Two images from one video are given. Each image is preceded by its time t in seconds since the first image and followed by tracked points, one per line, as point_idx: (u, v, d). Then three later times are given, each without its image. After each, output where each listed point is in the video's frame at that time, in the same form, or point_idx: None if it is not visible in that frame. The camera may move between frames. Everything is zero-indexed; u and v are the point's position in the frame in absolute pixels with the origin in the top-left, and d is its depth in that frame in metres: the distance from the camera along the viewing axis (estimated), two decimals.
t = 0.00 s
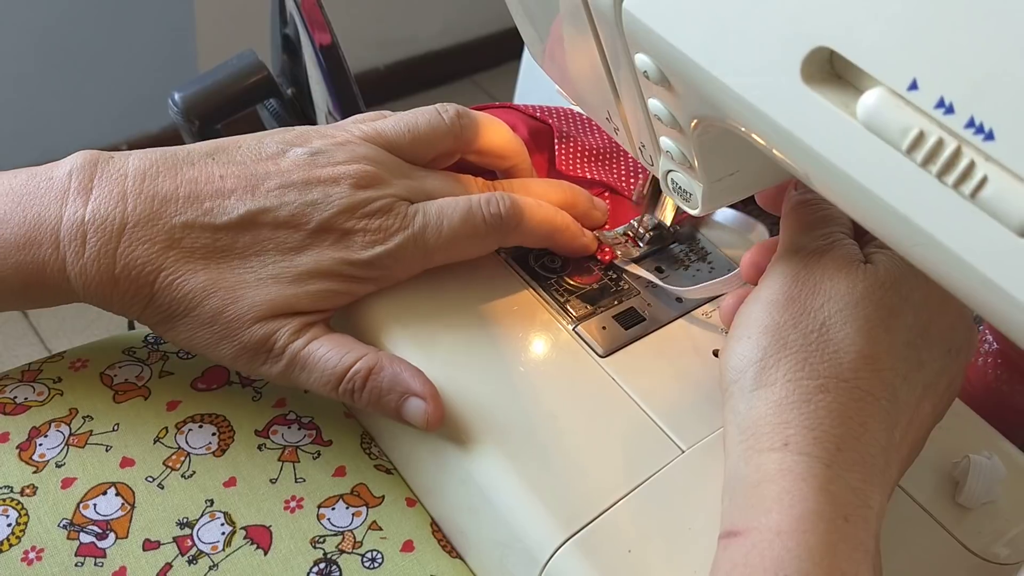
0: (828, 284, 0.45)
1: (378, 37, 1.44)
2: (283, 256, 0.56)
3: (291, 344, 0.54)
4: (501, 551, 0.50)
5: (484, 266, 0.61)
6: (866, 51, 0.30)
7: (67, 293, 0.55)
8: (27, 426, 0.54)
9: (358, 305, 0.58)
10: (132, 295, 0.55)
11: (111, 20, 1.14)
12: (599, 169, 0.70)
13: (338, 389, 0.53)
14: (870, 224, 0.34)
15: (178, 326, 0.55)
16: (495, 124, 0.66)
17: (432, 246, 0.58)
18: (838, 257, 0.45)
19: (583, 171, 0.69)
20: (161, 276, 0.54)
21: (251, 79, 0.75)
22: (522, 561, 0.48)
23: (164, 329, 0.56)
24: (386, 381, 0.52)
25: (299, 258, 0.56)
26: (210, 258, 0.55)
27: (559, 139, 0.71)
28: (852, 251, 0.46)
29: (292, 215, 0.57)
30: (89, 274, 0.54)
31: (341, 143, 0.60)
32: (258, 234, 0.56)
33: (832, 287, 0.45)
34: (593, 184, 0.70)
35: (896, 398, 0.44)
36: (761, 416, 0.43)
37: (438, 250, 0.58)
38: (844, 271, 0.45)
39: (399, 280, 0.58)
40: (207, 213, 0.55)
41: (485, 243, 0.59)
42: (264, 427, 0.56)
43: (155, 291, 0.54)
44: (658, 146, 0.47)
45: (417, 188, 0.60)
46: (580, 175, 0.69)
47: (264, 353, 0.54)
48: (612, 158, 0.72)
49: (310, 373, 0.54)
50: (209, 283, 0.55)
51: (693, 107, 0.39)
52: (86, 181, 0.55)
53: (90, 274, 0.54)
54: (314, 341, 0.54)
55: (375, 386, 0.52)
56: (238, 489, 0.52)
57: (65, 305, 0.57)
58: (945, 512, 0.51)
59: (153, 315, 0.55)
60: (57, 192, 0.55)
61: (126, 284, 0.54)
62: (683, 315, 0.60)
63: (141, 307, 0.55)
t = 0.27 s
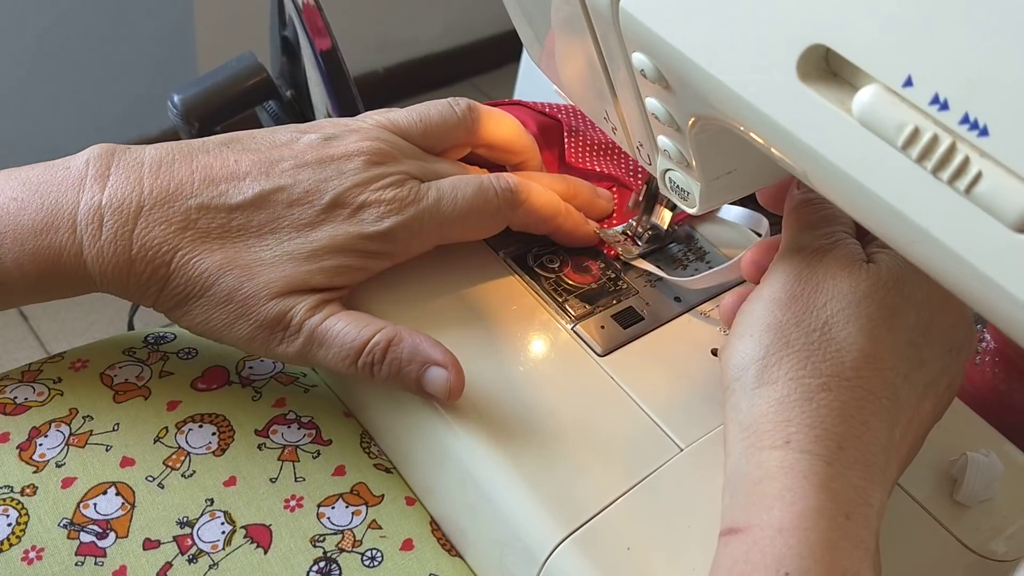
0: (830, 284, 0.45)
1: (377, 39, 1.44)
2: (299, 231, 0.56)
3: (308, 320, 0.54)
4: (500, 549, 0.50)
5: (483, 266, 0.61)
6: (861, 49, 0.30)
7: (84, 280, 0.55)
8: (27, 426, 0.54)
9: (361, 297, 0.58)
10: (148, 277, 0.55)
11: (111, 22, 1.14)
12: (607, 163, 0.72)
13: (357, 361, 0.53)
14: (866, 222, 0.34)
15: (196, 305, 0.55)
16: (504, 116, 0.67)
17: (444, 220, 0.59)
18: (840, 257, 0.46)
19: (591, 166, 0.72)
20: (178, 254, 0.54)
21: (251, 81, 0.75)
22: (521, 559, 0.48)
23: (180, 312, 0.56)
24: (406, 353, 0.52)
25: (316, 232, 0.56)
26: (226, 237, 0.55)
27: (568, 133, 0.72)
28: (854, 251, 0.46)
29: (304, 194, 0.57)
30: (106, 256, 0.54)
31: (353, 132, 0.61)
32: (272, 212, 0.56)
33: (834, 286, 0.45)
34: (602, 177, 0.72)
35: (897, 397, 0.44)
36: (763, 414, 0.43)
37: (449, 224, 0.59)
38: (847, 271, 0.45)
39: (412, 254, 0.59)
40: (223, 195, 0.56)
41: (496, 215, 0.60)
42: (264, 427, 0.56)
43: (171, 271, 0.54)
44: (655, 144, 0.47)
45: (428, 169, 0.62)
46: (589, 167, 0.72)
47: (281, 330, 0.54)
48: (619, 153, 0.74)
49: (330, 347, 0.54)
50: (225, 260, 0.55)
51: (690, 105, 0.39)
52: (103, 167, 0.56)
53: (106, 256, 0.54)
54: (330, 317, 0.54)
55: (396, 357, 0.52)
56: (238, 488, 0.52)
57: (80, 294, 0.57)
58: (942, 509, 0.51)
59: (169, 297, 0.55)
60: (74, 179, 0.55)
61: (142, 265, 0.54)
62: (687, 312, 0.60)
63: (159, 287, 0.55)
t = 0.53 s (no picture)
0: (878, 266, 0.45)
1: (377, 40, 1.44)
2: (311, 232, 0.56)
3: (323, 321, 0.54)
4: (497, 548, 0.50)
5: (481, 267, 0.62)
6: (855, 51, 0.30)
7: (95, 286, 0.55)
8: (26, 426, 0.54)
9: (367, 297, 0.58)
10: (161, 280, 0.55)
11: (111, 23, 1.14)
12: (614, 158, 0.73)
13: (372, 363, 0.53)
14: (860, 223, 0.34)
15: (208, 307, 0.55)
16: (505, 114, 0.67)
17: (453, 222, 0.59)
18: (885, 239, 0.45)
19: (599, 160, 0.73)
20: (191, 255, 0.54)
21: (250, 82, 0.75)
22: (519, 558, 0.49)
23: (192, 315, 0.56)
24: (423, 352, 0.52)
25: (327, 232, 0.56)
26: (239, 239, 0.55)
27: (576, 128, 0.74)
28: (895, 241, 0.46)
29: (316, 193, 0.57)
30: (119, 259, 0.54)
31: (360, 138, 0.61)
32: (284, 214, 0.57)
33: (880, 270, 0.44)
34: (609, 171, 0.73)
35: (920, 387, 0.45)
36: (803, 391, 0.43)
37: (459, 224, 0.60)
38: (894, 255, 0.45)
39: (423, 252, 0.59)
40: (234, 198, 0.56)
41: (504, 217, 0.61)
42: (262, 426, 0.56)
43: (184, 274, 0.54)
44: (652, 145, 0.47)
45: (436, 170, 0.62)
46: (596, 162, 0.73)
47: (295, 331, 0.54)
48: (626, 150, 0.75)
49: (345, 348, 0.54)
50: (239, 262, 0.55)
51: (686, 107, 0.40)
52: (115, 174, 0.56)
53: (120, 259, 0.54)
54: (346, 318, 0.54)
55: (414, 356, 0.52)
56: (236, 487, 0.53)
57: (90, 302, 0.57)
58: (937, 509, 0.51)
59: (181, 301, 0.55)
60: (85, 186, 0.55)
61: (156, 268, 0.54)
62: (690, 307, 0.61)
63: (172, 291, 0.55)
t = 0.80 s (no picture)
0: (860, 269, 0.45)
1: (377, 42, 1.44)
2: (311, 226, 0.56)
3: (323, 318, 0.54)
4: (497, 548, 0.50)
5: (480, 268, 0.62)
6: (848, 52, 0.30)
7: (97, 279, 0.55)
8: (27, 427, 0.54)
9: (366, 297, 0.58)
10: (162, 275, 0.55)
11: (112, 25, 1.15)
12: (614, 158, 0.74)
13: (372, 360, 0.53)
14: (855, 223, 0.35)
15: (209, 303, 0.55)
16: (506, 115, 0.67)
17: (454, 221, 0.60)
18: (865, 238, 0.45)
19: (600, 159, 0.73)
20: (193, 250, 0.55)
21: (250, 84, 0.76)
22: (518, 558, 0.49)
23: (193, 309, 0.56)
24: (423, 351, 0.52)
25: (327, 227, 0.56)
26: (240, 234, 0.55)
27: (578, 125, 0.74)
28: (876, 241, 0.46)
29: (316, 189, 0.57)
30: (121, 254, 0.54)
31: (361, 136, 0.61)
32: (285, 209, 0.57)
33: (862, 271, 0.45)
34: (609, 171, 0.73)
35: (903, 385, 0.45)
36: (788, 399, 0.44)
37: (460, 224, 0.60)
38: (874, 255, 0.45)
39: (421, 251, 0.60)
40: (235, 193, 0.56)
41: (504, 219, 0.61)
42: (263, 427, 0.56)
43: (185, 269, 0.55)
44: (649, 146, 0.48)
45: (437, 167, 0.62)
46: (597, 162, 0.73)
47: (295, 328, 0.54)
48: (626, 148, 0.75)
49: (344, 345, 0.54)
50: (241, 257, 0.55)
51: (682, 108, 0.40)
52: (119, 170, 0.56)
53: (122, 254, 0.54)
54: (345, 315, 0.54)
55: (413, 354, 0.52)
56: (236, 488, 0.53)
57: (92, 297, 0.57)
58: (936, 508, 0.51)
59: (182, 295, 0.55)
60: (88, 182, 0.55)
61: (157, 262, 0.54)
62: (693, 306, 0.61)
63: (173, 285, 0.55)
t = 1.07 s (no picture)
0: (843, 271, 0.45)
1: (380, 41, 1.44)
2: (308, 224, 0.57)
3: (322, 320, 0.54)
4: (498, 546, 0.50)
5: (481, 267, 0.62)
6: (846, 54, 0.30)
7: (99, 281, 0.56)
8: (30, 424, 0.55)
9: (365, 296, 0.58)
10: (162, 276, 0.55)
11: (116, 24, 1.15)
12: (615, 155, 0.74)
13: (370, 364, 0.53)
14: (854, 224, 0.35)
15: (209, 304, 0.55)
16: (506, 114, 0.68)
17: (452, 217, 0.60)
18: (850, 240, 0.46)
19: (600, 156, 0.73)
20: (193, 252, 0.55)
21: (252, 82, 0.76)
22: (519, 556, 0.49)
23: (194, 311, 0.56)
24: (421, 354, 0.53)
25: (325, 224, 0.57)
26: (239, 235, 0.56)
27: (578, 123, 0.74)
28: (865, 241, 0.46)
29: (312, 185, 0.57)
30: (122, 256, 0.55)
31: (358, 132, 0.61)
32: (282, 207, 0.57)
33: (847, 274, 0.45)
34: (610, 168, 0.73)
35: (892, 387, 0.46)
36: (774, 401, 0.44)
37: (457, 220, 0.60)
38: (858, 257, 0.45)
39: (418, 247, 0.60)
40: (234, 193, 0.57)
41: (502, 215, 0.62)
42: (265, 424, 0.57)
43: (185, 270, 0.55)
44: (649, 145, 0.48)
45: (434, 163, 0.62)
46: (597, 158, 0.73)
47: (295, 330, 0.55)
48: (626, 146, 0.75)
49: (342, 349, 0.54)
50: (241, 259, 0.55)
51: (681, 109, 0.40)
52: (120, 173, 0.56)
53: (124, 256, 0.55)
54: (344, 318, 0.55)
55: (410, 359, 0.53)
56: (238, 485, 0.53)
57: (94, 299, 0.57)
58: (937, 507, 0.52)
59: (183, 297, 0.56)
60: (90, 186, 0.56)
61: (157, 265, 0.55)
62: (691, 304, 0.61)
63: (174, 287, 0.55)
